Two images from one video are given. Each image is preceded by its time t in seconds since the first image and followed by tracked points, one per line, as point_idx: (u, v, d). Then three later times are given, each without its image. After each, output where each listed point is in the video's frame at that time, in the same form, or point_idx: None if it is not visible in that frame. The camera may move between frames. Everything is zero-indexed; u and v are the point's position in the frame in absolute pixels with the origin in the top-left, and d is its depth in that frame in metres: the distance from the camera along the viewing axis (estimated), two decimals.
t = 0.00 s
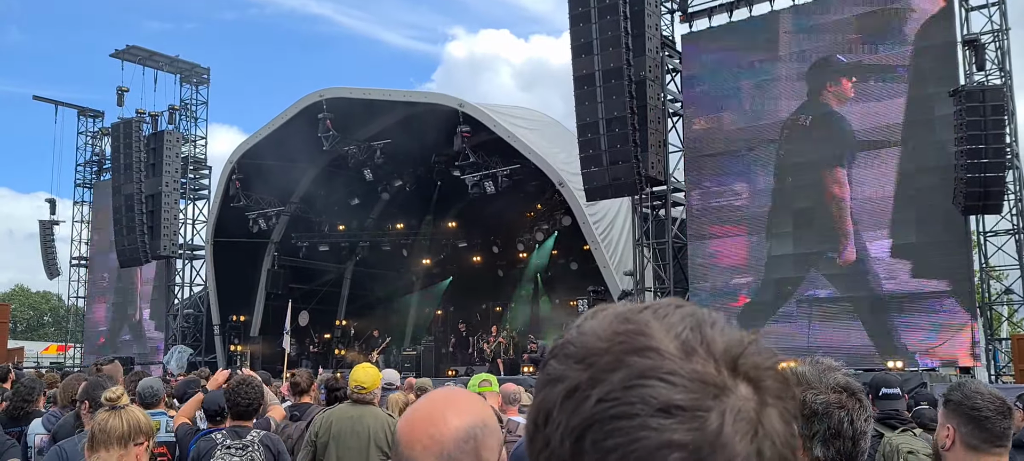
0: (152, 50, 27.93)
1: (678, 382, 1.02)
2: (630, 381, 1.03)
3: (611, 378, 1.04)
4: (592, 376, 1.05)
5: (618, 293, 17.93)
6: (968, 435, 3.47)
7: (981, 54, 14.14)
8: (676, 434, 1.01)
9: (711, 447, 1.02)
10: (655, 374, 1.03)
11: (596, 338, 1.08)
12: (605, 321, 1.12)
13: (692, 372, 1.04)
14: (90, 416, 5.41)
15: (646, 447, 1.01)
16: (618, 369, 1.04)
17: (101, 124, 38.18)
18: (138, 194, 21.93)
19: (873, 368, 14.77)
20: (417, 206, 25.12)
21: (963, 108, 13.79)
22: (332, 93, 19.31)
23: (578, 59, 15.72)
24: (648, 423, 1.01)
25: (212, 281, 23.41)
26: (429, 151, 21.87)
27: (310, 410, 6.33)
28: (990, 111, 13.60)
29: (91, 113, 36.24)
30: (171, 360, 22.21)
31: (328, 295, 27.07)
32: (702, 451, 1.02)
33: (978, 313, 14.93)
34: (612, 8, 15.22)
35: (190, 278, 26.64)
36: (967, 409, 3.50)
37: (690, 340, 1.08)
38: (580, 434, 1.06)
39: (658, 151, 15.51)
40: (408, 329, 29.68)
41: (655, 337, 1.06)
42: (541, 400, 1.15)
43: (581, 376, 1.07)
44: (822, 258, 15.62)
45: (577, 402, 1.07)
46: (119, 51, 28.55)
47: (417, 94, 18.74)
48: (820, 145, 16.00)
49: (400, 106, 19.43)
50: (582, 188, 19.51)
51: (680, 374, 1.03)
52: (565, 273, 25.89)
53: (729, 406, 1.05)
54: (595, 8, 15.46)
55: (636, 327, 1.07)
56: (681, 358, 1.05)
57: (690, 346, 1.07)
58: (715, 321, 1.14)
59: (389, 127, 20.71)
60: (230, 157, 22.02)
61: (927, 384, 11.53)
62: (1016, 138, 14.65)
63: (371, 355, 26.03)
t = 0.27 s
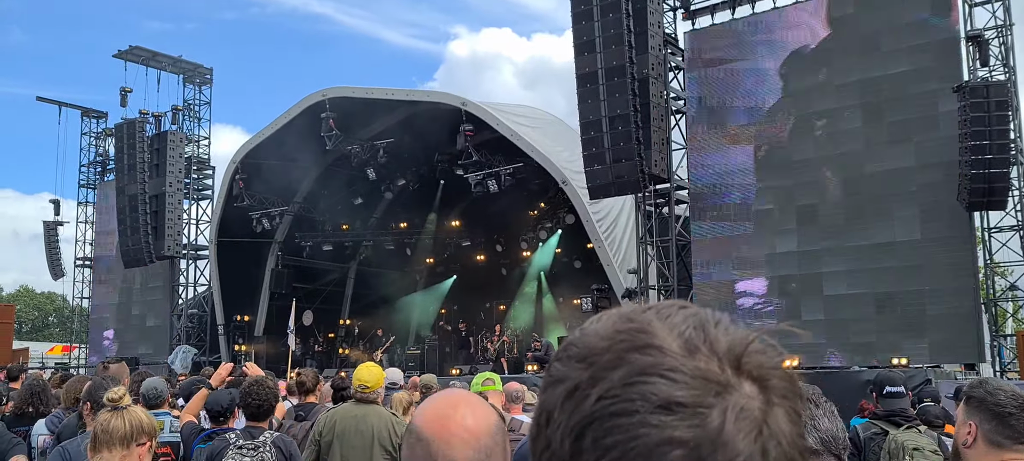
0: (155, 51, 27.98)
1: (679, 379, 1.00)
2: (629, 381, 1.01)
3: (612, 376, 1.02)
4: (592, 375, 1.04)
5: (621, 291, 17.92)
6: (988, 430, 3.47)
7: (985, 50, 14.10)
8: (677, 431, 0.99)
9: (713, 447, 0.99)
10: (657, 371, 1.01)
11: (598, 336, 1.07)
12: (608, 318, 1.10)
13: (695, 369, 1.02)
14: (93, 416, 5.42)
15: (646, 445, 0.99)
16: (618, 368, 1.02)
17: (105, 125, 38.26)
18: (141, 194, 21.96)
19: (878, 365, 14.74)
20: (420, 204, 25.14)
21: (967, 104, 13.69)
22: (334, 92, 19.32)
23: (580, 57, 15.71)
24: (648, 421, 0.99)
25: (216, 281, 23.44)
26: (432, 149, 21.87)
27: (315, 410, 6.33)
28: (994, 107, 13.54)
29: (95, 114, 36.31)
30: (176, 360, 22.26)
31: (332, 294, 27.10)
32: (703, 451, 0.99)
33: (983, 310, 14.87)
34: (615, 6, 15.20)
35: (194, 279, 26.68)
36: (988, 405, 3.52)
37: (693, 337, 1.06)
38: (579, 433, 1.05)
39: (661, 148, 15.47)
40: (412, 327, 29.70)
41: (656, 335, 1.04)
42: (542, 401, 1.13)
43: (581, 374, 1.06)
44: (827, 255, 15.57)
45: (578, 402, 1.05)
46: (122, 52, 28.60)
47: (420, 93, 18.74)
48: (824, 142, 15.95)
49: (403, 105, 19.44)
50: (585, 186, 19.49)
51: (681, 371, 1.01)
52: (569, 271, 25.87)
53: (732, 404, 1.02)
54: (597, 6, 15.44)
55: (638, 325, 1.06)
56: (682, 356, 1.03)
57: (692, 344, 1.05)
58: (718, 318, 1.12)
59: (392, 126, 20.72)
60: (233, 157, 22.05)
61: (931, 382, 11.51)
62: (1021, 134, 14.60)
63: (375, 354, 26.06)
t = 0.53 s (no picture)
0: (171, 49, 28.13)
1: (689, 345, 1.03)
2: (640, 348, 1.03)
3: (622, 345, 1.04)
4: (603, 344, 1.06)
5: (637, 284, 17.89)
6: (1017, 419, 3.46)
7: (1004, 38, 13.97)
8: (686, 398, 1.01)
9: (722, 413, 1.02)
10: (666, 338, 1.03)
11: (608, 307, 1.09)
12: (618, 290, 1.13)
13: (704, 338, 1.05)
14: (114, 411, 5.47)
15: (657, 412, 1.01)
16: (628, 336, 1.05)
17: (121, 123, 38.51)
18: (158, 191, 22.11)
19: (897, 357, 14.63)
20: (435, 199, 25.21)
21: (986, 92, 13.61)
22: (349, 87, 19.39)
23: (595, 49, 15.68)
24: (659, 388, 1.02)
25: (232, 277, 23.57)
26: (446, 144, 21.91)
27: (332, 404, 6.36)
28: (1014, 95, 13.41)
29: (112, 112, 36.52)
30: (194, 356, 22.42)
31: (348, 290, 27.21)
32: (712, 416, 1.02)
33: (1003, 301, 14.75)
34: None
35: (211, 275, 26.85)
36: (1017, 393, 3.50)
37: (702, 306, 1.09)
38: (590, 402, 1.06)
39: (676, 141, 15.41)
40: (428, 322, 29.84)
41: (667, 304, 1.07)
42: (552, 375, 1.14)
43: (591, 345, 1.08)
44: (844, 247, 15.45)
45: (587, 371, 1.07)
46: (138, 51, 28.75)
47: (435, 88, 18.80)
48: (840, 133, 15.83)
49: (417, 100, 19.46)
50: (600, 179, 19.46)
51: (691, 339, 1.04)
52: (583, 266, 25.86)
53: (742, 371, 1.04)
54: None
55: (649, 296, 1.08)
56: (691, 325, 1.06)
57: (702, 314, 1.08)
58: (726, 289, 1.15)
59: (406, 121, 20.77)
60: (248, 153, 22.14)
61: (952, 373, 11.41)
62: None
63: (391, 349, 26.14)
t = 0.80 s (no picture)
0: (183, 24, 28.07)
1: (710, 282, 1.09)
2: (664, 281, 1.09)
3: (645, 281, 1.10)
4: (627, 282, 1.11)
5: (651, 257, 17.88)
6: None
7: None
8: (705, 329, 1.06)
9: (740, 346, 1.07)
10: (685, 273, 1.09)
11: (631, 249, 1.16)
12: (641, 237, 1.19)
13: (724, 274, 1.10)
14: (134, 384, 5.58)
15: (676, 342, 1.06)
16: (652, 272, 1.11)
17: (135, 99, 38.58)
18: (173, 168, 22.21)
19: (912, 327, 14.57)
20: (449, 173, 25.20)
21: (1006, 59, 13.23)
22: (362, 62, 19.36)
23: (607, 20, 15.53)
24: (678, 321, 1.06)
25: (247, 253, 23.71)
26: (459, 118, 21.88)
27: (348, 376, 6.42)
28: None
29: (126, 89, 36.57)
30: (211, 331, 22.64)
31: (362, 265, 27.34)
32: (732, 348, 1.07)
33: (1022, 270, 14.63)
34: None
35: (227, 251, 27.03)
36: None
37: (725, 248, 1.15)
38: (611, 337, 1.11)
39: (690, 112, 15.22)
40: (442, 296, 30.00)
41: (691, 246, 1.13)
42: (578, 318, 1.20)
43: (614, 283, 1.13)
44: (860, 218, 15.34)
45: (610, 307, 1.13)
46: (150, 26, 28.70)
47: (447, 61, 18.74)
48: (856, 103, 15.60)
49: (429, 73, 19.38)
50: (613, 151, 19.38)
51: (711, 275, 1.09)
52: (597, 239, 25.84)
53: (759, 306, 1.10)
54: None
55: (671, 238, 1.15)
56: (713, 262, 1.12)
57: (725, 253, 1.14)
58: (748, 236, 1.21)
59: (418, 95, 20.74)
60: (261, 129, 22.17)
61: (968, 342, 11.37)
62: None
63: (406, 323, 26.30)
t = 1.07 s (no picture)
0: (184, 25, 28.08)
1: (751, 337, 1.05)
2: (704, 336, 1.06)
3: (685, 336, 1.07)
4: (667, 336, 1.09)
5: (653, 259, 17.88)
6: None
7: None
8: (749, 385, 1.03)
9: (787, 403, 1.04)
10: (725, 328, 1.06)
11: (668, 301, 1.13)
12: (679, 286, 1.16)
13: (765, 329, 1.06)
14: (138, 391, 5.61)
15: (720, 399, 1.03)
16: (692, 327, 1.07)
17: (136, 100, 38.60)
18: (174, 169, 22.21)
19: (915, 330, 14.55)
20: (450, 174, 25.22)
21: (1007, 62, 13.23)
22: (363, 63, 19.36)
23: (609, 23, 15.53)
24: (722, 376, 1.03)
25: (249, 254, 23.72)
26: (461, 119, 21.89)
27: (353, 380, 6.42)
28: None
29: (127, 90, 36.57)
30: (213, 332, 22.65)
31: (363, 266, 27.34)
32: (777, 406, 1.04)
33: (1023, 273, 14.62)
34: None
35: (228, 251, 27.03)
36: None
37: (765, 301, 1.11)
38: (652, 390, 1.08)
39: (691, 114, 15.23)
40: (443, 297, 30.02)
41: (730, 298, 1.10)
42: (612, 370, 1.18)
43: (653, 338, 1.11)
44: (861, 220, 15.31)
45: (649, 362, 1.10)
46: (151, 27, 28.71)
47: (448, 62, 18.74)
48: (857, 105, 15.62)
49: (431, 75, 19.38)
50: (615, 153, 19.37)
51: (752, 330, 1.06)
52: (598, 240, 25.85)
53: (804, 363, 1.07)
54: None
55: (710, 289, 1.12)
56: (753, 316, 1.08)
57: (764, 305, 1.10)
58: (787, 286, 1.17)
59: (420, 96, 20.73)
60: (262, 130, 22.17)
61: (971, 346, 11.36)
62: None
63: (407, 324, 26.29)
